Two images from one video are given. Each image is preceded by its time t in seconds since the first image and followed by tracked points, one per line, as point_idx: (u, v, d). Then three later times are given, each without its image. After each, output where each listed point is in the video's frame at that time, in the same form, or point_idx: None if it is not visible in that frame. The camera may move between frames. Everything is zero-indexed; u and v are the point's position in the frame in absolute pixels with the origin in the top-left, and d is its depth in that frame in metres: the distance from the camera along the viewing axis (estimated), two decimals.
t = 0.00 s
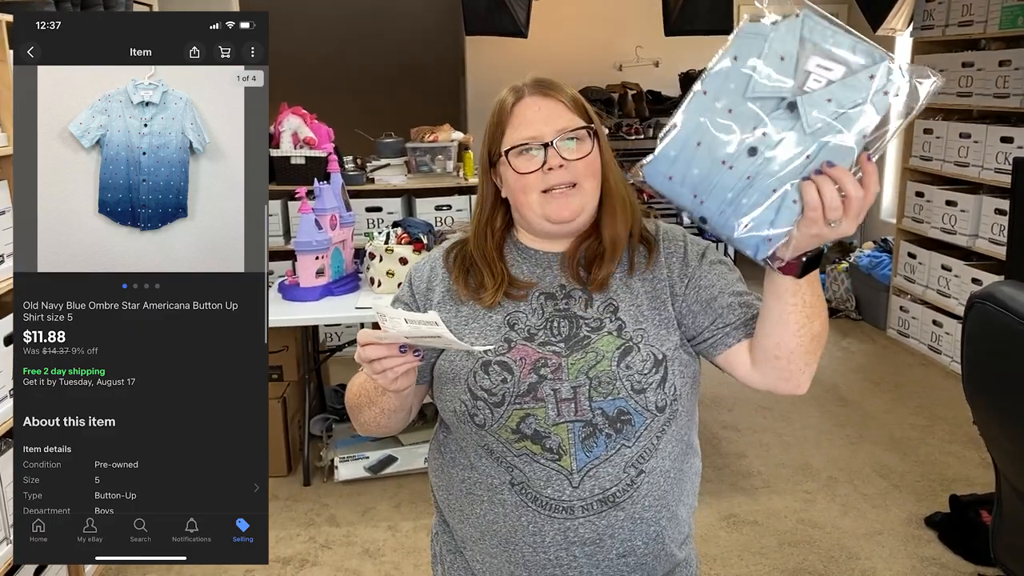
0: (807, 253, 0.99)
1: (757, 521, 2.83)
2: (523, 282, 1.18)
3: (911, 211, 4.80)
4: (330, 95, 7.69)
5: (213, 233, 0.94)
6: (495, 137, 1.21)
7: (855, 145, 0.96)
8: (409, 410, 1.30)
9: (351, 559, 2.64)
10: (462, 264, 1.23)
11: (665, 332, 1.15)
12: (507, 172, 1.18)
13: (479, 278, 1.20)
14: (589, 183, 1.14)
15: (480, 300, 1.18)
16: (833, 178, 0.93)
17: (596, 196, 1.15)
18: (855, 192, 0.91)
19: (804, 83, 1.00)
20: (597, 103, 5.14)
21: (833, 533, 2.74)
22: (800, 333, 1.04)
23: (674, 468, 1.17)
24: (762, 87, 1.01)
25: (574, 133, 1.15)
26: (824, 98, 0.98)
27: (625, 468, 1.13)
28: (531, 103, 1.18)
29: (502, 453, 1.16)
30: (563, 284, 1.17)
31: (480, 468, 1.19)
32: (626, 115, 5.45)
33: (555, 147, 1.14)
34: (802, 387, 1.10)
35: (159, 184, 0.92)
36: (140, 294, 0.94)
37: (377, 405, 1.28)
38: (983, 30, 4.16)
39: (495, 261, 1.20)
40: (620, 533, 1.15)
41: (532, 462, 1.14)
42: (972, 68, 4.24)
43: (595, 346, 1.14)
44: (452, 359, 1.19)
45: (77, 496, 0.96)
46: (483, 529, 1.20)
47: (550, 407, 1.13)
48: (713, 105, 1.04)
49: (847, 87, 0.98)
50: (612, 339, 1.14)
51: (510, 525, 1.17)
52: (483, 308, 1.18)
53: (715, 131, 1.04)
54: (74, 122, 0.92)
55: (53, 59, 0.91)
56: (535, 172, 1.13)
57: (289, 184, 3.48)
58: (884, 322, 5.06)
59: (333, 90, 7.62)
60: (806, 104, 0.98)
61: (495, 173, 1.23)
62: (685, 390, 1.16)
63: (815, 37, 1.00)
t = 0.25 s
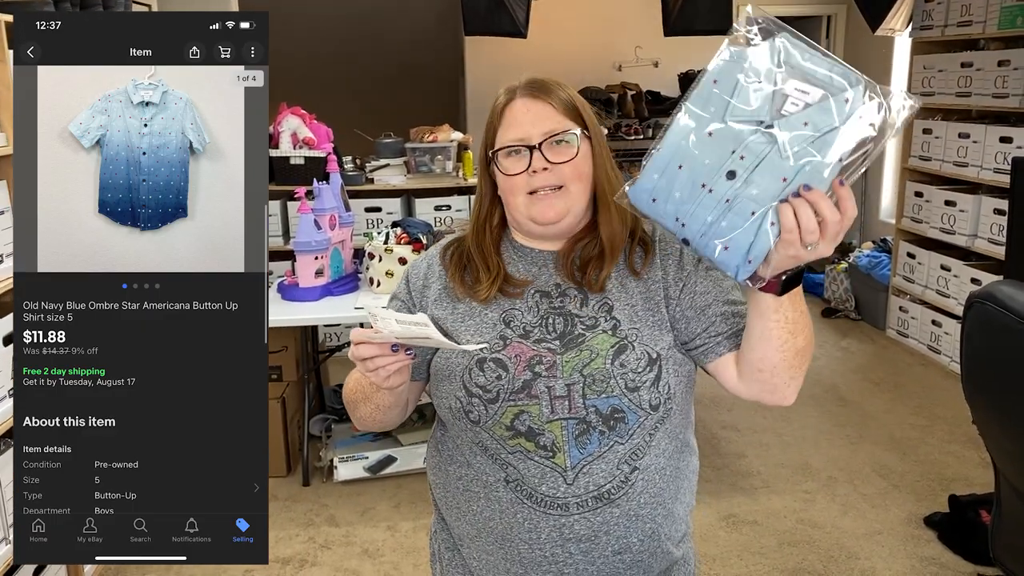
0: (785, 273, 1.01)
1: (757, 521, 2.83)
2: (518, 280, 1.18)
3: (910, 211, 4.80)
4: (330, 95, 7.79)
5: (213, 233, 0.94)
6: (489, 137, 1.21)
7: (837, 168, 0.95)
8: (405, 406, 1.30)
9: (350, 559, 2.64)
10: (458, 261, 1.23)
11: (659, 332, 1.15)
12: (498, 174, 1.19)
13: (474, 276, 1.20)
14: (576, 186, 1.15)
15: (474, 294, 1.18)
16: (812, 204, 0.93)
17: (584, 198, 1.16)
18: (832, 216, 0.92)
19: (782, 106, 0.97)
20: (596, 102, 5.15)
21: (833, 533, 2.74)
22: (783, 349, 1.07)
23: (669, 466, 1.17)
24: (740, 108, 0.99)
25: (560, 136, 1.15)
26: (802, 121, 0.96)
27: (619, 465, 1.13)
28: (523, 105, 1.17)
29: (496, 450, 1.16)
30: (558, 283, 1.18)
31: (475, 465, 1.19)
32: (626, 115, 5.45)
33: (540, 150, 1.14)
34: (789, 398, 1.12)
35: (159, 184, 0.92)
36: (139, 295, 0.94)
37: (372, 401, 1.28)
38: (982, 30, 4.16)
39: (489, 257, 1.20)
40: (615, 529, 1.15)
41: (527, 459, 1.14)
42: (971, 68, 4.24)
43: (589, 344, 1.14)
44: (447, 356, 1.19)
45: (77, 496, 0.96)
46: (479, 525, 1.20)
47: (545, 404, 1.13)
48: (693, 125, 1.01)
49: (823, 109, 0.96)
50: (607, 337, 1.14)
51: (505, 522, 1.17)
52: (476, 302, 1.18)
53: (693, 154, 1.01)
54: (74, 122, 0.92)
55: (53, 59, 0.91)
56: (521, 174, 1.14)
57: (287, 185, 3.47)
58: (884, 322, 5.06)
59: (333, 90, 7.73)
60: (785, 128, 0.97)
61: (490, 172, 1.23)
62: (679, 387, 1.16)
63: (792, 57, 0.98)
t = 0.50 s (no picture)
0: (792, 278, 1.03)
1: (757, 520, 2.83)
2: (518, 276, 1.18)
3: (910, 210, 4.80)
4: (330, 95, 7.90)
5: (213, 233, 0.94)
6: (489, 132, 1.21)
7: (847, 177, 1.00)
8: (404, 403, 1.29)
9: (350, 558, 2.65)
10: (458, 258, 1.22)
11: (659, 328, 1.15)
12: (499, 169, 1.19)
13: (474, 272, 1.20)
14: (578, 181, 1.15)
15: (475, 291, 1.18)
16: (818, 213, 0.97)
17: (584, 194, 1.16)
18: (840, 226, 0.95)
19: (801, 110, 1.04)
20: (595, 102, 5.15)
21: (833, 532, 2.74)
22: (785, 349, 1.07)
23: (670, 463, 1.16)
24: (760, 110, 1.05)
25: (562, 131, 1.15)
26: (817, 127, 1.02)
27: (619, 461, 1.13)
28: (524, 99, 1.17)
29: (496, 447, 1.16)
30: (559, 279, 1.18)
31: (474, 462, 1.19)
32: (626, 114, 5.44)
33: (542, 144, 1.14)
34: (789, 397, 1.13)
35: (158, 185, 0.92)
36: (139, 295, 0.94)
37: (372, 400, 1.27)
38: (982, 29, 4.16)
39: (489, 253, 1.20)
40: (615, 526, 1.15)
41: (527, 456, 1.14)
42: (971, 67, 4.24)
43: (589, 340, 1.14)
44: (447, 353, 1.19)
45: (77, 496, 0.96)
46: (478, 522, 1.20)
47: (544, 400, 1.13)
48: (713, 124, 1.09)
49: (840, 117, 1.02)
50: (606, 333, 1.14)
51: (505, 519, 1.17)
52: (477, 298, 1.18)
53: (707, 154, 1.09)
54: (74, 122, 0.92)
55: (53, 59, 0.91)
56: (523, 168, 1.14)
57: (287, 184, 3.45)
58: (883, 321, 5.06)
59: (333, 90, 7.84)
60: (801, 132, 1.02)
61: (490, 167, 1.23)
62: (679, 383, 1.16)
63: (816, 65, 1.04)
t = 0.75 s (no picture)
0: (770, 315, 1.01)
1: (757, 519, 2.83)
2: (520, 275, 1.18)
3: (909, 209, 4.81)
4: (330, 95, 7.88)
5: (213, 233, 0.94)
6: (493, 131, 1.20)
7: (835, 236, 0.87)
8: (411, 404, 1.29)
9: (350, 558, 2.65)
10: (459, 258, 1.22)
11: (661, 325, 1.15)
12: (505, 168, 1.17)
13: (477, 271, 1.19)
14: (587, 179, 1.15)
15: (479, 292, 1.17)
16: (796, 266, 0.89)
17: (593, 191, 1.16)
18: (817, 285, 0.89)
19: (807, 154, 0.88)
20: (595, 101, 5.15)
21: (833, 532, 2.74)
22: (764, 375, 1.10)
23: (673, 460, 1.17)
24: (766, 145, 0.92)
25: (570, 129, 1.15)
26: (819, 180, 0.87)
27: (623, 459, 1.14)
28: (531, 97, 1.17)
29: (500, 445, 1.16)
30: (561, 276, 1.17)
31: (478, 460, 1.19)
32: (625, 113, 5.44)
33: (553, 141, 1.14)
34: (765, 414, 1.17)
35: (158, 184, 0.92)
36: (139, 295, 0.94)
37: (378, 401, 1.27)
38: (982, 28, 4.16)
39: (492, 253, 1.19)
40: (619, 524, 1.15)
41: (530, 454, 1.14)
42: (971, 66, 4.24)
43: (592, 337, 1.14)
44: (450, 352, 1.19)
45: (77, 496, 0.96)
46: (482, 521, 1.20)
47: (548, 399, 1.13)
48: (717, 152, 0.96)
49: (848, 173, 0.87)
50: (609, 329, 1.14)
51: (508, 518, 1.17)
52: (481, 300, 1.17)
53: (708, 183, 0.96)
54: (74, 122, 0.92)
55: (53, 59, 0.91)
56: (534, 166, 1.13)
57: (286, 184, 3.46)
58: (883, 320, 5.06)
59: (333, 90, 7.83)
60: (802, 177, 0.88)
61: (492, 167, 1.22)
62: (682, 380, 1.16)
63: (837, 109, 0.90)
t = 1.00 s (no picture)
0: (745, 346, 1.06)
1: (757, 520, 2.83)
2: (526, 274, 1.18)
3: (910, 210, 4.81)
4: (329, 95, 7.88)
5: (213, 233, 0.94)
6: (507, 121, 1.19)
7: (798, 277, 0.98)
8: (419, 406, 1.29)
9: (350, 558, 2.65)
10: (464, 255, 1.22)
11: (666, 326, 1.16)
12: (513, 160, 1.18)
13: (482, 268, 1.19)
14: (596, 181, 1.15)
15: (481, 288, 1.17)
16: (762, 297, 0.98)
17: (602, 191, 1.16)
18: (782, 322, 0.97)
19: (765, 199, 0.98)
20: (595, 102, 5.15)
21: (834, 532, 2.74)
22: (745, 395, 1.15)
23: (677, 461, 1.18)
24: (727, 189, 0.99)
25: (587, 128, 1.14)
26: (777, 224, 0.96)
27: (630, 460, 1.14)
28: (551, 91, 1.16)
29: (505, 446, 1.16)
30: (566, 276, 1.18)
31: (483, 462, 1.19)
32: (626, 113, 5.43)
33: (567, 138, 1.14)
34: (752, 423, 1.21)
35: (159, 184, 0.92)
36: (140, 295, 0.94)
37: (387, 403, 1.27)
38: (982, 29, 4.16)
39: (499, 249, 1.19)
40: (625, 525, 1.16)
41: (537, 455, 1.15)
42: (971, 67, 4.24)
43: (599, 337, 1.14)
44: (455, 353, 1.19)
45: (77, 496, 0.96)
46: (487, 524, 1.20)
47: (554, 399, 1.14)
48: (680, 192, 1.02)
49: (804, 217, 0.96)
50: (616, 330, 1.14)
51: (514, 520, 1.17)
52: (485, 295, 1.17)
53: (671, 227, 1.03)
54: (74, 122, 0.92)
55: (53, 59, 0.91)
56: (544, 161, 1.14)
57: (287, 184, 3.46)
58: (883, 321, 5.06)
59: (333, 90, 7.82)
60: (761, 222, 0.97)
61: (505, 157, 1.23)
62: (686, 381, 1.17)
63: (791, 151, 0.97)
